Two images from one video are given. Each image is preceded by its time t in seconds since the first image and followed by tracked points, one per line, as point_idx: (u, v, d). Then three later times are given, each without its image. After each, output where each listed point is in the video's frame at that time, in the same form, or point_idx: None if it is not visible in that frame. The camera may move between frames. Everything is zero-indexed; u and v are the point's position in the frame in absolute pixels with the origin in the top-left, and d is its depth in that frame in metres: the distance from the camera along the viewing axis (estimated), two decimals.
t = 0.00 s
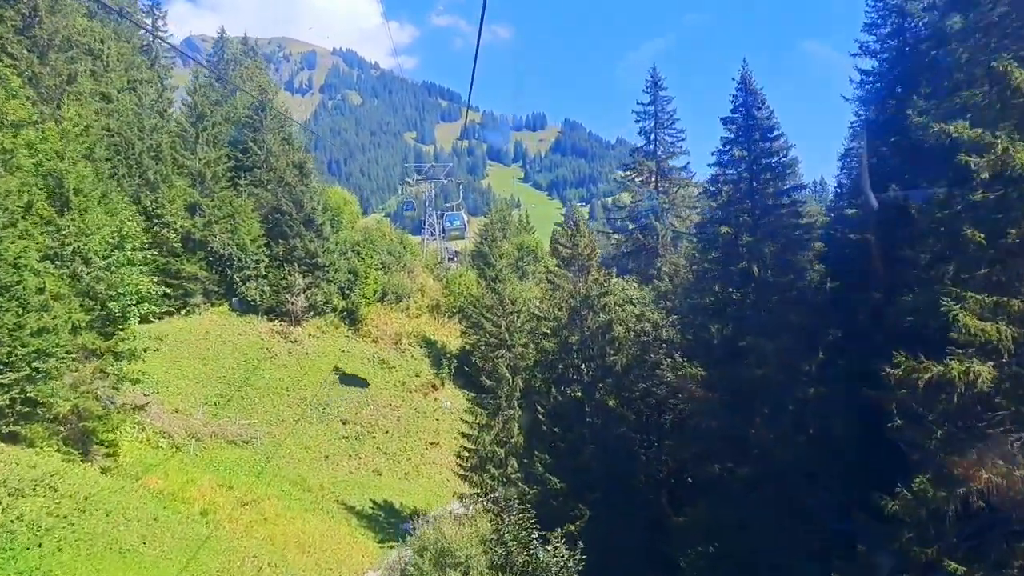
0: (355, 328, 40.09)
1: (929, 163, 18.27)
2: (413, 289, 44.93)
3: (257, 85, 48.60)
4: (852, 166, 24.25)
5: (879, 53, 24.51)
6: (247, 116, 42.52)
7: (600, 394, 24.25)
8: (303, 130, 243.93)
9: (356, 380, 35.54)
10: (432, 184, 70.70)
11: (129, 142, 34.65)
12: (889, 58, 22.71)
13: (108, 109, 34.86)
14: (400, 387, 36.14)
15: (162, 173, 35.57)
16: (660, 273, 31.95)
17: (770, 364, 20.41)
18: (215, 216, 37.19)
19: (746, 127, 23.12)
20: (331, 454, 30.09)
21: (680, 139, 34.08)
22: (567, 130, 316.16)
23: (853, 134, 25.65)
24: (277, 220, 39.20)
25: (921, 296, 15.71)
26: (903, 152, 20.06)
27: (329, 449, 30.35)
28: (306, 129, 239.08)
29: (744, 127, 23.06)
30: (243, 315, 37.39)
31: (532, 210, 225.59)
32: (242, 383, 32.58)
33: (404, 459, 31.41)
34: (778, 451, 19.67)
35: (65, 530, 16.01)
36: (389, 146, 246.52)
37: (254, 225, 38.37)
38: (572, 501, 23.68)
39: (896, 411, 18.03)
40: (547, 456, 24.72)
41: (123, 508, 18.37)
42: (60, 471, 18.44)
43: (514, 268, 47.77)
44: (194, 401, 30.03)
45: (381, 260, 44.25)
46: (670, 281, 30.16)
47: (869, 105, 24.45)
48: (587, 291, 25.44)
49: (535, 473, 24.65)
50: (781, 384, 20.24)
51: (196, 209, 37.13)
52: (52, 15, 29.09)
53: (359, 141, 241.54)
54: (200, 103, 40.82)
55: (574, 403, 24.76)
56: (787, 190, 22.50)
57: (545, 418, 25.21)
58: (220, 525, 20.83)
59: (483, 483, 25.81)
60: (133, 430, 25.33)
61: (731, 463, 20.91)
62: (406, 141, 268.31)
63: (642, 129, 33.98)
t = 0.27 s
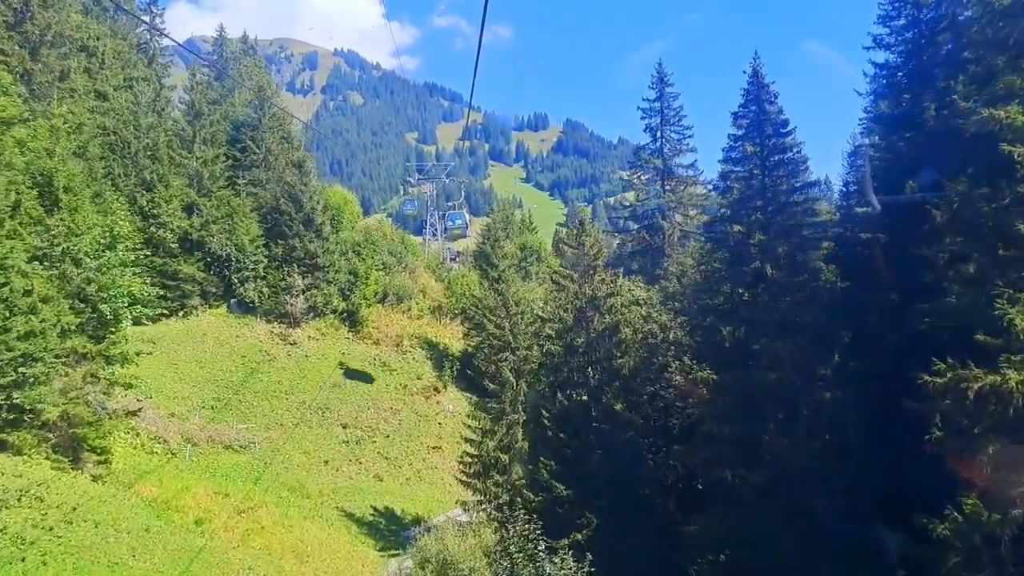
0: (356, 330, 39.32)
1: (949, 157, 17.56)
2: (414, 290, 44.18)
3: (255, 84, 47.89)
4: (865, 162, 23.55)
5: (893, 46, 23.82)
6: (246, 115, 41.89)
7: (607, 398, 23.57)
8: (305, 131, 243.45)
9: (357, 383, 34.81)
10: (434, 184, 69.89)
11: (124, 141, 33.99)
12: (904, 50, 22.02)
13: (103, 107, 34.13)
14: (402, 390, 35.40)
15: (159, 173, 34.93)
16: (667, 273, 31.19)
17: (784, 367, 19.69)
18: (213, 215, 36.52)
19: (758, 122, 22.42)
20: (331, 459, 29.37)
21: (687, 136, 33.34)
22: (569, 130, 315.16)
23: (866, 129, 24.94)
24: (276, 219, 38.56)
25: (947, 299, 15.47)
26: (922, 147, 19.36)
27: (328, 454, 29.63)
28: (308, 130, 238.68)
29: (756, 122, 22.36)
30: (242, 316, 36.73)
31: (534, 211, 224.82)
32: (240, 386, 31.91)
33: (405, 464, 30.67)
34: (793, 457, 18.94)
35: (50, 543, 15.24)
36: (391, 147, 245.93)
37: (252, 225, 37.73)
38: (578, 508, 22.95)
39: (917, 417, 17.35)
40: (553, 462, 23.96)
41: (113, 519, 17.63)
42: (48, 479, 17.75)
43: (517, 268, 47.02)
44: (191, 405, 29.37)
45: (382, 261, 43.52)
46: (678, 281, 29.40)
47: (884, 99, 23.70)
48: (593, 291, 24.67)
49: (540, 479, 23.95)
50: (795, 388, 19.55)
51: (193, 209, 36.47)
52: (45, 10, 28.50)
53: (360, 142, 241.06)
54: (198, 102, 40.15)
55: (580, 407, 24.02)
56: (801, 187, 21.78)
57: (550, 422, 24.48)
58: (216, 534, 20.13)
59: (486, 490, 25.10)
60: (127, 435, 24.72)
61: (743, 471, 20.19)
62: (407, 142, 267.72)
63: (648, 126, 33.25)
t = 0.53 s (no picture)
0: (356, 331, 38.63)
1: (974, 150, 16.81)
2: (416, 291, 43.48)
3: (254, 81, 47.19)
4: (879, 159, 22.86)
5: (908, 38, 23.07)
6: (244, 113, 41.22)
7: (614, 402, 22.85)
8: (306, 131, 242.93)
9: (357, 385, 34.10)
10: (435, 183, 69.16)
11: (120, 139, 33.40)
12: (921, 42, 21.29)
13: (98, 105, 33.56)
14: (403, 393, 34.67)
15: (156, 171, 34.29)
16: (675, 273, 30.42)
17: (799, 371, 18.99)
18: (210, 215, 35.89)
19: (772, 116, 21.68)
20: (330, 465, 28.69)
21: (694, 133, 32.58)
22: (571, 130, 314.25)
23: (880, 124, 24.21)
24: (275, 219, 37.95)
25: (979, 299, 14.73)
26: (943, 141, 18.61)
27: (327, 459, 28.94)
28: (309, 130, 238.16)
29: (770, 116, 21.60)
30: (240, 318, 36.09)
31: (537, 210, 223.99)
32: (238, 389, 31.28)
33: (406, 469, 29.96)
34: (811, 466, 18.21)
35: (35, 556, 14.43)
36: (393, 147, 245.42)
37: (251, 225, 37.12)
38: (585, 516, 22.06)
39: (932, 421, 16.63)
40: (558, 469, 22.94)
41: (102, 531, 16.83)
42: (35, 489, 17.04)
43: (520, 269, 46.28)
44: (187, 409, 28.73)
45: (383, 261, 42.77)
46: (686, 281, 28.63)
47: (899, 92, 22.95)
48: (599, 291, 23.90)
49: (545, 486, 23.16)
50: (811, 392, 18.81)
51: (191, 209, 35.82)
52: (37, 5, 27.88)
53: (362, 142, 240.44)
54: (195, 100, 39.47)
55: (586, 411, 23.14)
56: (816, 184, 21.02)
57: (555, 427, 23.64)
58: (211, 544, 19.42)
59: (490, 497, 24.39)
60: (120, 440, 24.11)
61: (758, 478, 19.45)
62: (409, 142, 267.09)
63: (654, 123, 32.50)
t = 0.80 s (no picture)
0: (357, 333, 37.94)
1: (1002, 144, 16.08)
2: (417, 291, 42.79)
3: (253, 79, 46.49)
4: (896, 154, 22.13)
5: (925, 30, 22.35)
6: (242, 111, 40.53)
7: (622, 407, 22.13)
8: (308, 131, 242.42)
9: (357, 388, 33.38)
10: (436, 182, 68.49)
11: (115, 137, 32.73)
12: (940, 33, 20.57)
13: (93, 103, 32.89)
14: (404, 396, 33.99)
15: (152, 170, 33.62)
16: (682, 272, 29.66)
17: (816, 375, 18.27)
18: (208, 215, 35.24)
19: (785, 109, 20.94)
20: (330, 470, 28.01)
21: (701, 130, 31.84)
22: (573, 130, 313.43)
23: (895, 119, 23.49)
24: (274, 219, 37.27)
25: (1006, 297, 14.50)
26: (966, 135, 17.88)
27: (327, 464, 28.26)
28: (311, 130, 237.55)
29: (783, 110, 20.87)
30: (238, 319, 35.44)
31: (539, 210, 223.21)
32: (235, 393, 30.61)
33: (407, 473, 29.28)
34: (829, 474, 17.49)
35: (18, 571, 13.61)
36: (394, 146, 244.79)
37: (249, 225, 36.46)
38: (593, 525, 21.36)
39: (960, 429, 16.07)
40: (565, 476, 22.24)
41: (88, 544, 16.02)
42: (21, 500, 16.29)
43: (523, 269, 45.56)
44: (183, 413, 28.13)
45: (383, 261, 42.07)
46: (694, 281, 27.87)
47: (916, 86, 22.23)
48: (606, 292, 23.15)
49: (550, 494, 22.44)
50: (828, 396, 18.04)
51: (187, 208, 35.15)
52: None
53: (363, 142, 239.79)
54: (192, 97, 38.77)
55: (593, 417, 22.47)
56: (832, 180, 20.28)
57: (561, 432, 22.94)
58: (205, 554, 18.65)
59: (494, 505, 23.66)
60: (113, 446, 23.45)
61: (773, 487, 18.72)
62: (410, 142, 266.44)
63: (660, 119, 31.78)
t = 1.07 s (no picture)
0: (357, 335, 37.20)
1: None
2: (419, 292, 42.05)
3: (251, 76, 45.78)
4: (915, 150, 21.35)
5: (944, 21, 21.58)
6: (240, 109, 39.84)
7: (629, 413, 21.36)
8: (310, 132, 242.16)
9: (357, 392, 32.63)
10: (438, 182, 67.76)
11: (110, 136, 32.08)
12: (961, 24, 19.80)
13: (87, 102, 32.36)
14: (405, 400, 33.23)
15: (148, 169, 33.00)
16: (690, 273, 28.85)
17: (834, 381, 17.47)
18: (205, 215, 34.64)
19: (800, 104, 20.22)
20: (329, 476, 27.29)
21: (708, 127, 31.05)
22: (576, 130, 312.60)
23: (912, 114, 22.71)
24: (273, 218, 36.51)
25: None
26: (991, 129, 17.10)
27: (326, 470, 27.54)
28: (313, 131, 237.14)
29: (798, 104, 20.15)
30: (236, 322, 34.78)
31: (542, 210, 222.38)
32: (233, 397, 29.95)
33: (408, 480, 28.53)
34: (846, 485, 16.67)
35: None
36: (396, 147, 244.23)
37: (247, 225, 35.80)
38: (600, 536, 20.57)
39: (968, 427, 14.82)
40: (571, 484, 21.47)
41: (73, 558, 15.16)
42: (4, 512, 15.56)
43: (526, 269, 44.75)
44: (179, 417, 27.56)
45: (384, 261, 41.30)
46: (703, 282, 27.06)
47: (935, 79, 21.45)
48: (613, 293, 22.35)
49: (556, 502, 21.67)
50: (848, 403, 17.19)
51: (185, 208, 34.53)
52: None
53: (365, 142, 239.25)
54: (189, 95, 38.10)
55: (600, 423, 21.67)
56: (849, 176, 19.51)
57: (567, 439, 22.18)
58: (198, 567, 17.87)
59: (498, 514, 22.89)
60: (104, 452, 22.88)
61: (789, 498, 17.91)
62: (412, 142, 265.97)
63: (666, 117, 31.01)
